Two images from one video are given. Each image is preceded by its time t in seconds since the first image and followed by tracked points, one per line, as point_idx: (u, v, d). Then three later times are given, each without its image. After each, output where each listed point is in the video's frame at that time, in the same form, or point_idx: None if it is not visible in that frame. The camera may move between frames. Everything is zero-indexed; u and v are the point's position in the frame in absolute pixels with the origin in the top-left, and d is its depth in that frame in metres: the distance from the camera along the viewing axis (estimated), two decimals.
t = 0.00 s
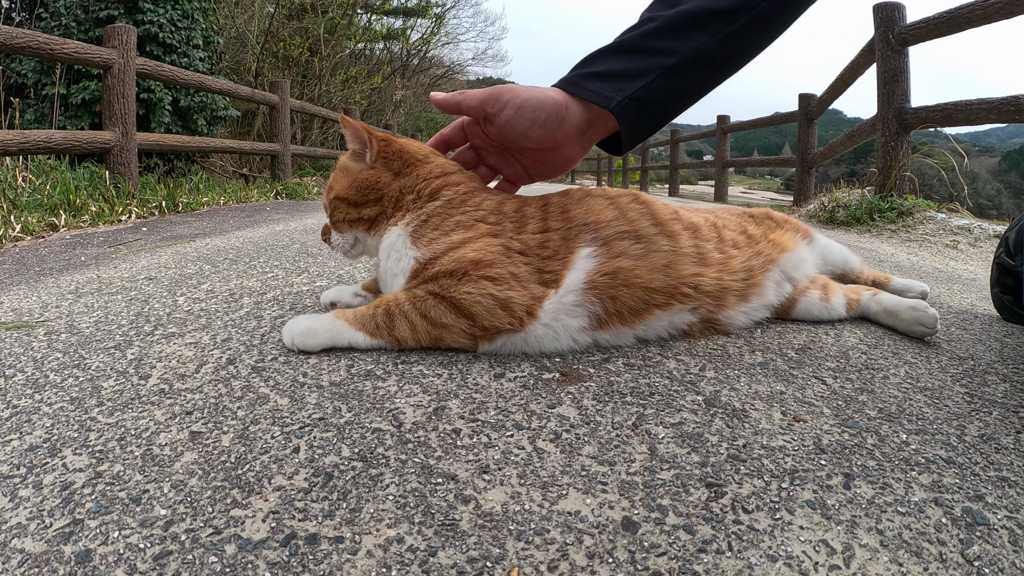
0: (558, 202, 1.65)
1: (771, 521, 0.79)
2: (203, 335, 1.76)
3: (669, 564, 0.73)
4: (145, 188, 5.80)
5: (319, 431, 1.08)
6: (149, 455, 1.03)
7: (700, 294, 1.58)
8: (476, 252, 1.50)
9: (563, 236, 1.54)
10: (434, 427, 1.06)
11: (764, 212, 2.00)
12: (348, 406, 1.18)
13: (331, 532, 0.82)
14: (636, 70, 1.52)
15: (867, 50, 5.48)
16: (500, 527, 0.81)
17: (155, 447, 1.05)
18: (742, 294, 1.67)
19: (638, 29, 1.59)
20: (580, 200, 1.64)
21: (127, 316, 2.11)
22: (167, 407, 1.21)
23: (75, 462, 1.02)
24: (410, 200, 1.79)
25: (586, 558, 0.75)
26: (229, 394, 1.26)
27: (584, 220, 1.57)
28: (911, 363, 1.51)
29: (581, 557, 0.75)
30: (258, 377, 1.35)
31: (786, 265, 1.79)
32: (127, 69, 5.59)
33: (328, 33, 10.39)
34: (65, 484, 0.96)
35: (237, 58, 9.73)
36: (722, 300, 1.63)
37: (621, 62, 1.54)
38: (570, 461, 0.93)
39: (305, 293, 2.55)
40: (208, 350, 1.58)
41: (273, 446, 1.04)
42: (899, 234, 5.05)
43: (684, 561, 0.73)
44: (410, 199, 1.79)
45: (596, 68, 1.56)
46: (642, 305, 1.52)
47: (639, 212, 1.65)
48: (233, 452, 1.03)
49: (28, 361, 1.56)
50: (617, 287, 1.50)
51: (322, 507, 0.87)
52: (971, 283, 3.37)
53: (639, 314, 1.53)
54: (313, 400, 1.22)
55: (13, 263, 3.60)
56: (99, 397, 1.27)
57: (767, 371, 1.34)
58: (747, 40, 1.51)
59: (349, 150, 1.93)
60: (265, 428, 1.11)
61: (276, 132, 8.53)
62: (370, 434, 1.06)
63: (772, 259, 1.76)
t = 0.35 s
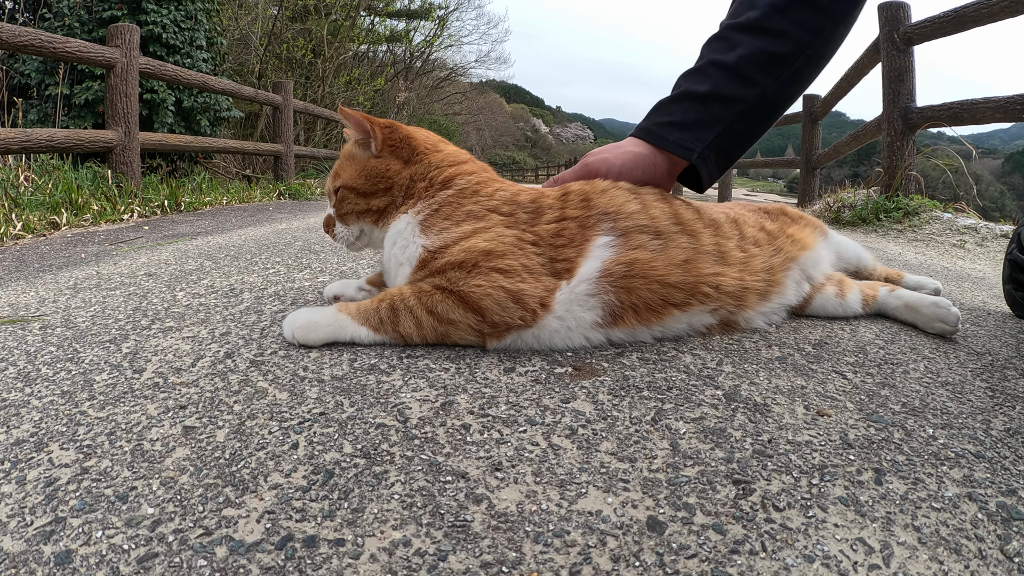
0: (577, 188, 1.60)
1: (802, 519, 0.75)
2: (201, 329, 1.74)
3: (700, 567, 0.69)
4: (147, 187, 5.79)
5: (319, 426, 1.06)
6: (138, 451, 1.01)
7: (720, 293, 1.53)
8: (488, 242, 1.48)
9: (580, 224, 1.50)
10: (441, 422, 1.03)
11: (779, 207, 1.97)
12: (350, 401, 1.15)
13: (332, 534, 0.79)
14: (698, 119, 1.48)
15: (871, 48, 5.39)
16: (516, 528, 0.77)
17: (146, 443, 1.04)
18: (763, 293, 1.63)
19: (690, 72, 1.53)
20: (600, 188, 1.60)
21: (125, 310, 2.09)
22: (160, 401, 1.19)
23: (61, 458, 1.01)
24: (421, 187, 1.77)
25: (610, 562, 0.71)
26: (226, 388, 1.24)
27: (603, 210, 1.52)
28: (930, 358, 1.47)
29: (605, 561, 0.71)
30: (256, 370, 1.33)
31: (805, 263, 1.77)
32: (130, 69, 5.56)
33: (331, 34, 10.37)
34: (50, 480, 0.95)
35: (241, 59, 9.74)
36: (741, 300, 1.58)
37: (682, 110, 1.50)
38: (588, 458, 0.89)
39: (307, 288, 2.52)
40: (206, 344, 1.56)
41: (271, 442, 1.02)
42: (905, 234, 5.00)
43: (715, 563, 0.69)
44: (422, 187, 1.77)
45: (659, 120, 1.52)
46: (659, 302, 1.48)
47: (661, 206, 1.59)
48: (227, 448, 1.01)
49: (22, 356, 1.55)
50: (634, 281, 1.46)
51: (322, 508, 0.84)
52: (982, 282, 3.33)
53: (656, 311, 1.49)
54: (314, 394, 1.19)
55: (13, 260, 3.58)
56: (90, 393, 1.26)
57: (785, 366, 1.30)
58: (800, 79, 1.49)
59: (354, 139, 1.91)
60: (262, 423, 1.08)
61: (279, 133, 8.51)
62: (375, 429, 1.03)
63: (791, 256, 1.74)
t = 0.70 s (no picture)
0: (580, 180, 1.61)
1: (812, 499, 0.74)
2: (203, 318, 1.75)
3: (708, 545, 0.68)
4: (151, 187, 5.79)
5: (320, 408, 1.07)
6: (137, 431, 1.03)
7: (725, 284, 1.52)
8: (492, 231, 1.47)
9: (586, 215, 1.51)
10: (444, 405, 1.03)
11: (785, 200, 1.95)
12: (352, 385, 1.16)
13: (331, 511, 0.79)
14: (771, 139, 1.50)
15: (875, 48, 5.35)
16: (519, 506, 0.76)
17: (145, 424, 1.05)
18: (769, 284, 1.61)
19: (755, 93, 1.54)
20: (604, 180, 1.60)
21: (128, 301, 2.11)
22: (161, 385, 1.21)
23: (60, 438, 1.03)
24: (424, 179, 1.76)
25: (616, 539, 0.70)
26: (228, 372, 1.26)
27: (607, 198, 1.53)
28: (936, 348, 1.46)
29: (611, 538, 0.70)
30: (258, 356, 1.34)
31: (814, 259, 1.74)
32: (135, 68, 5.58)
33: (335, 36, 10.39)
34: (48, 458, 0.97)
35: (244, 61, 9.77)
36: (747, 291, 1.57)
37: (754, 132, 1.51)
38: (593, 439, 0.88)
39: (310, 280, 2.53)
40: (207, 331, 1.58)
41: (272, 423, 1.03)
42: (909, 233, 4.97)
43: (724, 541, 0.68)
44: (425, 178, 1.76)
45: (732, 143, 1.56)
46: (664, 292, 1.47)
47: (667, 194, 1.57)
48: (228, 429, 1.02)
49: (25, 343, 1.57)
50: (639, 270, 1.45)
51: (321, 486, 0.85)
52: (985, 279, 3.31)
53: (661, 301, 1.48)
54: (316, 378, 1.20)
55: (17, 257, 3.59)
56: (91, 377, 1.27)
57: (791, 354, 1.29)
58: (863, 86, 1.47)
59: (360, 126, 1.90)
60: (263, 405, 1.10)
61: (282, 133, 8.52)
62: (376, 412, 1.04)
63: (800, 250, 1.71)
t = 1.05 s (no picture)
0: (575, 179, 1.61)
1: (802, 485, 0.74)
2: (204, 311, 1.79)
3: (696, 528, 0.68)
4: (155, 187, 5.81)
5: (317, 397, 1.10)
6: (138, 418, 1.07)
7: (718, 280, 1.52)
8: (488, 229, 1.47)
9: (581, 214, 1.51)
10: (439, 393, 1.04)
11: (782, 198, 1.94)
12: (349, 374, 1.19)
13: (323, 493, 0.82)
14: (783, 126, 1.45)
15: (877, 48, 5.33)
16: (508, 489, 0.77)
17: (146, 412, 1.10)
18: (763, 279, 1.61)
19: (768, 77, 1.46)
20: (596, 179, 1.59)
21: (131, 295, 2.15)
22: (162, 374, 1.26)
23: (62, 424, 1.07)
24: (422, 176, 1.77)
25: (604, 522, 0.70)
26: (228, 362, 1.30)
27: (601, 197, 1.53)
28: (934, 344, 1.45)
29: (599, 521, 0.70)
30: (257, 348, 1.38)
31: (807, 254, 1.73)
32: (139, 70, 5.59)
33: (338, 39, 10.41)
34: (50, 442, 1.01)
35: (248, 63, 9.82)
36: (741, 287, 1.57)
37: (767, 116, 1.45)
38: (585, 426, 0.89)
39: (311, 277, 2.55)
40: (208, 325, 1.62)
41: (269, 410, 1.07)
42: (911, 234, 4.95)
43: (712, 524, 0.69)
44: (423, 176, 1.77)
45: (744, 124, 1.48)
46: (658, 289, 1.48)
47: (659, 191, 1.58)
48: (225, 416, 1.06)
49: (30, 335, 1.61)
50: (633, 268, 1.45)
51: (315, 469, 0.88)
52: (987, 278, 3.30)
53: (656, 297, 1.49)
54: (313, 368, 1.23)
55: (22, 255, 3.62)
56: (93, 367, 1.32)
57: (787, 348, 1.29)
58: (874, 81, 1.41)
59: (359, 123, 1.91)
60: (261, 394, 1.13)
61: (285, 135, 8.55)
62: (372, 400, 1.06)
63: (795, 248, 1.71)
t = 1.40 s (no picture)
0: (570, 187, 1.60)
1: (794, 499, 0.73)
2: (203, 317, 1.79)
3: (683, 542, 0.67)
4: (158, 190, 5.82)
5: (311, 404, 1.09)
6: (134, 425, 1.07)
7: (716, 286, 1.52)
8: (484, 237, 1.46)
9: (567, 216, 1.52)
10: (432, 402, 1.03)
11: (778, 204, 1.94)
12: (344, 382, 1.18)
13: (313, 501, 0.82)
14: (708, 115, 1.59)
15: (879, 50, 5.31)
16: (496, 500, 0.76)
17: (142, 418, 1.10)
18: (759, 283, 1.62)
19: (690, 63, 1.57)
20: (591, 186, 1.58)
21: (131, 300, 2.15)
22: (159, 381, 1.26)
23: (60, 430, 1.07)
24: (420, 183, 1.77)
25: (591, 534, 0.69)
26: (225, 369, 1.30)
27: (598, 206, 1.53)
28: (932, 350, 1.44)
29: (585, 533, 0.70)
30: (254, 354, 1.38)
31: (803, 258, 1.73)
32: (142, 72, 5.60)
33: (341, 42, 10.42)
34: (48, 448, 1.01)
35: (251, 66, 9.85)
36: (738, 293, 1.57)
37: (695, 106, 1.56)
38: (576, 436, 0.88)
39: (311, 281, 2.55)
40: (207, 331, 1.62)
41: (263, 418, 1.07)
42: (913, 237, 4.93)
43: (700, 539, 0.68)
44: (421, 183, 1.76)
45: (675, 118, 1.54)
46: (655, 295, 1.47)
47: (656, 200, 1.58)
48: (220, 423, 1.06)
49: (31, 340, 1.62)
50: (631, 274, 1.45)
51: (307, 477, 0.87)
52: (990, 282, 3.29)
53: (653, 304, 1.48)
54: (309, 375, 1.23)
55: (24, 257, 3.62)
56: (92, 373, 1.32)
57: (785, 356, 1.28)
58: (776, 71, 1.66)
59: (357, 129, 1.91)
60: (257, 401, 1.13)
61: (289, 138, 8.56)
62: (365, 408, 1.05)
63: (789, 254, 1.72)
